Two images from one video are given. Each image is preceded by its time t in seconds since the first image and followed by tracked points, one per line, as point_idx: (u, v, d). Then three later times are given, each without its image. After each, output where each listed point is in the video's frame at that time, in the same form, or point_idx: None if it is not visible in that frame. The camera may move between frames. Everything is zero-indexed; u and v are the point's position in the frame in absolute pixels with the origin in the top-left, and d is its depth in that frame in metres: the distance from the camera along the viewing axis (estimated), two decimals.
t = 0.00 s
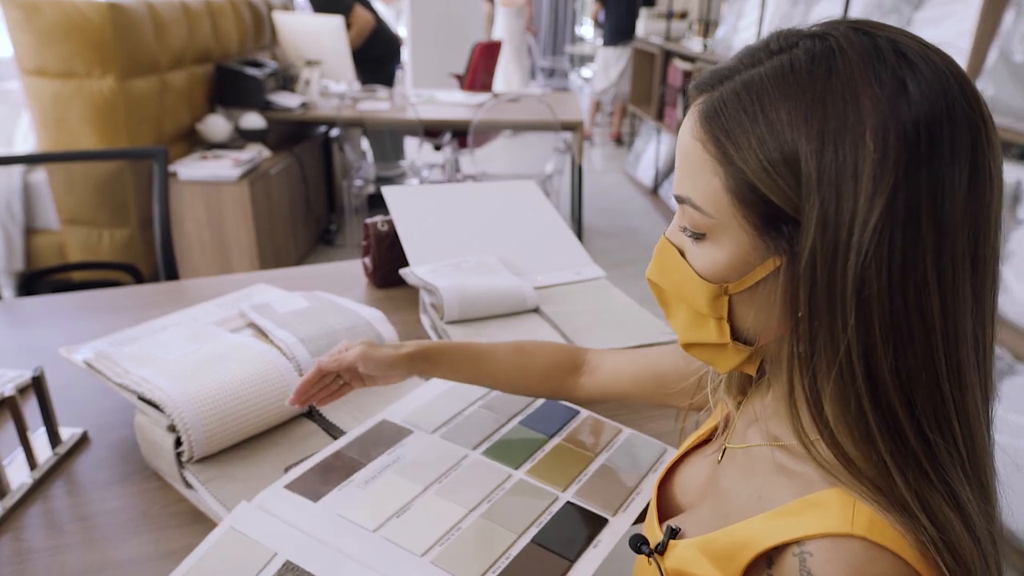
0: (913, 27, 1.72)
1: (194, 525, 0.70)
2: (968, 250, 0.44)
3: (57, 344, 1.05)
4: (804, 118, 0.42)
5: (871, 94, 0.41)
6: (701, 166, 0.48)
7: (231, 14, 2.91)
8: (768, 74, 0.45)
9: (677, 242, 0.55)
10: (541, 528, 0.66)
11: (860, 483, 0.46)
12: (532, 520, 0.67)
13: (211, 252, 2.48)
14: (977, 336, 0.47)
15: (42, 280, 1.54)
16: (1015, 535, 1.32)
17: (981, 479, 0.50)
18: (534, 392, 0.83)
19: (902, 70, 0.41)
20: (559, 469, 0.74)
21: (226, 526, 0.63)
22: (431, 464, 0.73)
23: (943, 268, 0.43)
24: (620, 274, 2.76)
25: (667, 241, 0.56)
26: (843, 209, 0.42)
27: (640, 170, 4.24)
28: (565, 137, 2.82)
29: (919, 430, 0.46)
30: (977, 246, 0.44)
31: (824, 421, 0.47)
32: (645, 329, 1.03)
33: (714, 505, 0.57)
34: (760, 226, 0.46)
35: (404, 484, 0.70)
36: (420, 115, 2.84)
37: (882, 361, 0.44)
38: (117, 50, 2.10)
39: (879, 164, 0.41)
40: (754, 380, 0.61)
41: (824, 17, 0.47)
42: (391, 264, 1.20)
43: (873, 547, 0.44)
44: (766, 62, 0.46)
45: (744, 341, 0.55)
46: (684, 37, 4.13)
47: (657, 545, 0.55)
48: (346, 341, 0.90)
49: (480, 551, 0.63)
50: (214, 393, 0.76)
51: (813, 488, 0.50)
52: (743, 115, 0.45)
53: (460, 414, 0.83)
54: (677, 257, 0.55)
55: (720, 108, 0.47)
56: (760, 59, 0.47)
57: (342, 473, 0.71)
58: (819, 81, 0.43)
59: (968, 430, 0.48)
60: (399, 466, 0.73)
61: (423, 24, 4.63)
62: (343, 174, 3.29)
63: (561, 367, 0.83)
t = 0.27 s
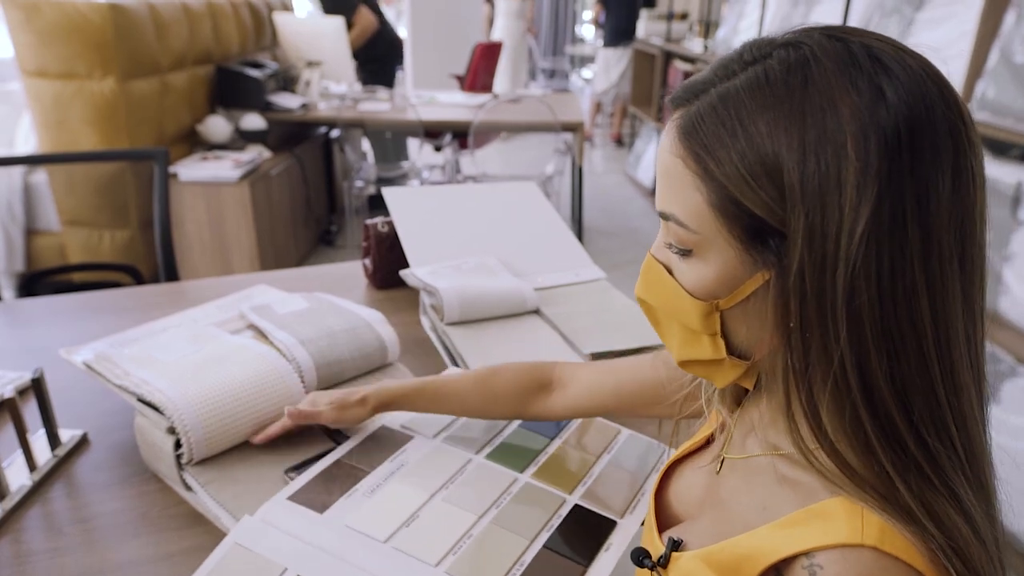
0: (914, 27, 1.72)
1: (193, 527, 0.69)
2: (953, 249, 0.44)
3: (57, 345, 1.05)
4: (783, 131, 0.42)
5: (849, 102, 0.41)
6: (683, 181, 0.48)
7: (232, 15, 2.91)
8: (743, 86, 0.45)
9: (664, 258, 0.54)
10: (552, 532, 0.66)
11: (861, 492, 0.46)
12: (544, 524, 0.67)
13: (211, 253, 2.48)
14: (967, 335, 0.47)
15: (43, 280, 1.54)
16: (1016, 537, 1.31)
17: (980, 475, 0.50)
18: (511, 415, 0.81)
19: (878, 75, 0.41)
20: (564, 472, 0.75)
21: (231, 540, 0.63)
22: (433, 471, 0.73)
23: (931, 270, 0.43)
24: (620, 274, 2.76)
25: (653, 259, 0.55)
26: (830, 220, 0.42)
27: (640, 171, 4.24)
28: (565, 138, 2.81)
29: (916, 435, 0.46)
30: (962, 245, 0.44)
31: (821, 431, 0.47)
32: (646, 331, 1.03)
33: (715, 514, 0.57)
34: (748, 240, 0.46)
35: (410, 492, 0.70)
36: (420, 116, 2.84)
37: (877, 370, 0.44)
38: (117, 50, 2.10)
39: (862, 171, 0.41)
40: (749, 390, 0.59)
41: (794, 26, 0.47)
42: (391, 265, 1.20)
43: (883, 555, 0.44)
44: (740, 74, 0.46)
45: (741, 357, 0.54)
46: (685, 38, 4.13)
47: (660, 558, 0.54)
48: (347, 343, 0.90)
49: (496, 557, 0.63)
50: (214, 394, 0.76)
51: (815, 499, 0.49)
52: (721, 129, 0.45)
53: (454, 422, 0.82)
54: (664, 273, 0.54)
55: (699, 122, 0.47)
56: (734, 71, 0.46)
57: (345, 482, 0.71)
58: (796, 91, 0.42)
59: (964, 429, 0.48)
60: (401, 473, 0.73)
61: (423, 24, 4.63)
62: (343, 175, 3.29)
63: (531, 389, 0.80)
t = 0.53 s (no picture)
0: (915, 26, 1.72)
1: (194, 527, 0.69)
2: (941, 245, 0.44)
3: (57, 345, 1.05)
4: (770, 135, 0.42)
5: (832, 103, 0.41)
6: (670, 189, 0.47)
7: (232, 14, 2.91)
8: (726, 91, 0.44)
9: (653, 266, 0.54)
10: (553, 533, 0.66)
11: (857, 492, 0.46)
12: (544, 525, 0.67)
13: (211, 252, 2.48)
14: (957, 330, 0.47)
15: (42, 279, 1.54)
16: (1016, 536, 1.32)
17: (974, 468, 0.50)
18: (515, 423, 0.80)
19: (860, 75, 0.41)
20: (564, 473, 0.74)
21: (232, 539, 0.63)
22: (433, 470, 0.73)
23: (920, 267, 0.43)
24: (620, 274, 2.76)
25: (643, 266, 0.55)
26: (820, 222, 0.42)
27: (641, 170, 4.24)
28: (565, 137, 2.81)
29: (910, 434, 0.46)
30: (951, 240, 0.44)
31: (816, 433, 0.47)
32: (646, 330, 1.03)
33: (713, 512, 0.57)
34: (738, 245, 0.46)
35: (410, 491, 0.70)
36: (420, 115, 2.83)
37: (871, 371, 0.44)
38: (117, 50, 2.10)
39: (850, 171, 0.41)
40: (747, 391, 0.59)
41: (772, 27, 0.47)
42: (392, 264, 1.20)
43: (880, 555, 0.44)
44: (722, 79, 0.45)
45: (735, 358, 0.54)
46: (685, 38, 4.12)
47: (658, 555, 0.54)
48: (347, 342, 0.90)
49: (495, 558, 0.63)
50: (215, 394, 0.76)
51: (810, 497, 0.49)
52: (706, 135, 0.45)
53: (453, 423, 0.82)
54: (655, 280, 0.54)
55: (683, 128, 0.46)
56: (716, 76, 0.46)
57: (346, 481, 0.71)
58: (779, 95, 0.42)
59: (957, 424, 0.48)
60: (401, 473, 0.73)
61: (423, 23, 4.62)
62: (344, 175, 3.29)
63: (531, 394, 0.80)
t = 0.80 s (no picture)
0: (916, 25, 1.71)
1: (194, 525, 0.69)
2: (939, 233, 0.44)
3: (57, 344, 1.05)
4: (769, 130, 0.42)
5: (830, 96, 0.41)
6: (669, 188, 0.47)
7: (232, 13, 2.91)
8: (722, 88, 0.44)
9: (654, 265, 0.53)
10: (553, 532, 0.66)
11: (859, 484, 0.46)
12: (544, 524, 0.67)
13: (211, 251, 2.48)
14: (955, 319, 0.47)
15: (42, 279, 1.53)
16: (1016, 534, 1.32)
17: (972, 455, 0.51)
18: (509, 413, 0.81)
19: (854, 67, 0.41)
20: (564, 472, 0.74)
21: (232, 537, 0.63)
22: (433, 469, 0.73)
23: (919, 257, 0.43)
24: (621, 273, 2.76)
25: (643, 265, 0.54)
26: (822, 216, 0.42)
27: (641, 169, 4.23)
28: (566, 137, 2.81)
29: (911, 424, 0.46)
30: (947, 229, 0.45)
31: (819, 424, 0.47)
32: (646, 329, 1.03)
33: (711, 509, 0.57)
34: (740, 242, 0.45)
35: (410, 490, 0.70)
36: (420, 114, 2.83)
37: (873, 362, 0.44)
38: (117, 49, 2.10)
39: (849, 162, 0.41)
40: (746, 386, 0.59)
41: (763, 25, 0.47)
42: (392, 263, 1.20)
43: (881, 547, 0.44)
44: (717, 76, 0.45)
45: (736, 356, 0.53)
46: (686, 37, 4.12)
47: (659, 552, 0.54)
48: (347, 341, 0.90)
49: (494, 557, 0.63)
50: (215, 393, 0.76)
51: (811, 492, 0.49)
52: (705, 132, 0.44)
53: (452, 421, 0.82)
54: (654, 279, 0.53)
55: (680, 125, 0.46)
56: (710, 74, 0.46)
57: (346, 479, 0.71)
58: (777, 90, 0.42)
59: (955, 411, 0.48)
60: (402, 471, 0.73)
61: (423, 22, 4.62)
62: (343, 174, 3.28)
63: (525, 387, 0.80)
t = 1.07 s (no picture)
0: (916, 26, 1.71)
1: (194, 526, 0.69)
2: (944, 227, 0.46)
3: (56, 345, 1.05)
4: (800, 115, 0.43)
5: (853, 85, 0.43)
6: (690, 180, 0.46)
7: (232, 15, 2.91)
8: (743, 80, 0.45)
9: (664, 271, 0.51)
10: (552, 533, 0.66)
11: (866, 481, 0.46)
12: (543, 525, 0.66)
13: (211, 252, 2.48)
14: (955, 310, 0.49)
15: (43, 280, 1.54)
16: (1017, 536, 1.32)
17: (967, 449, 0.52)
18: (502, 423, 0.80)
19: (870, 60, 0.43)
20: (563, 473, 0.74)
21: (231, 539, 0.63)
22: (432, 470, 0.73)
23: (931, 246, 0.45)
24: (620, 274, 2.76)
25: (650, 273, 0.53)
26: (855, 199, 0.43)
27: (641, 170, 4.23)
28: (565, 137, 2.80)
29: (925, 415, 0.47)
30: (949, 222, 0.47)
31: (833, 420, 0.47)
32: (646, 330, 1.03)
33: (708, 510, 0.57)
34: (768, 233, 0.45)
35: (409, 491, 0.70)
36: (420, 115, 2.83)
37: (894, 350, 0.45)
38: (117, 49, 2.10)
39: (876, 147, 0.42)
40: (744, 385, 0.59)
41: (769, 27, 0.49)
42: (391, 264, 1.20)
43: (884, 545, 0.44)
44: (734, 70, 0.46)
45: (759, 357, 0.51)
46: (686, 38, 4.12)
47: (658, 553, 0.54)
48: (347, 342, 0.90)
49: (493, 558, 0.63)
50: (215, 394, 0.76)
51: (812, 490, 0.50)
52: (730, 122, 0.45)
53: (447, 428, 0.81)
54: (665, 285, 0.52)
55: (700, 117, 0.46)
56: (725, 69, 0.47)
57: (345, 481, 0.71)
58: (802, 79, 0.43)
59: (958, 401, 0.50)
60: (401, 472, 0.72)
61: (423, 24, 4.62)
62: (344, 175, 3.29)
63: (524, 395, 0.80)
